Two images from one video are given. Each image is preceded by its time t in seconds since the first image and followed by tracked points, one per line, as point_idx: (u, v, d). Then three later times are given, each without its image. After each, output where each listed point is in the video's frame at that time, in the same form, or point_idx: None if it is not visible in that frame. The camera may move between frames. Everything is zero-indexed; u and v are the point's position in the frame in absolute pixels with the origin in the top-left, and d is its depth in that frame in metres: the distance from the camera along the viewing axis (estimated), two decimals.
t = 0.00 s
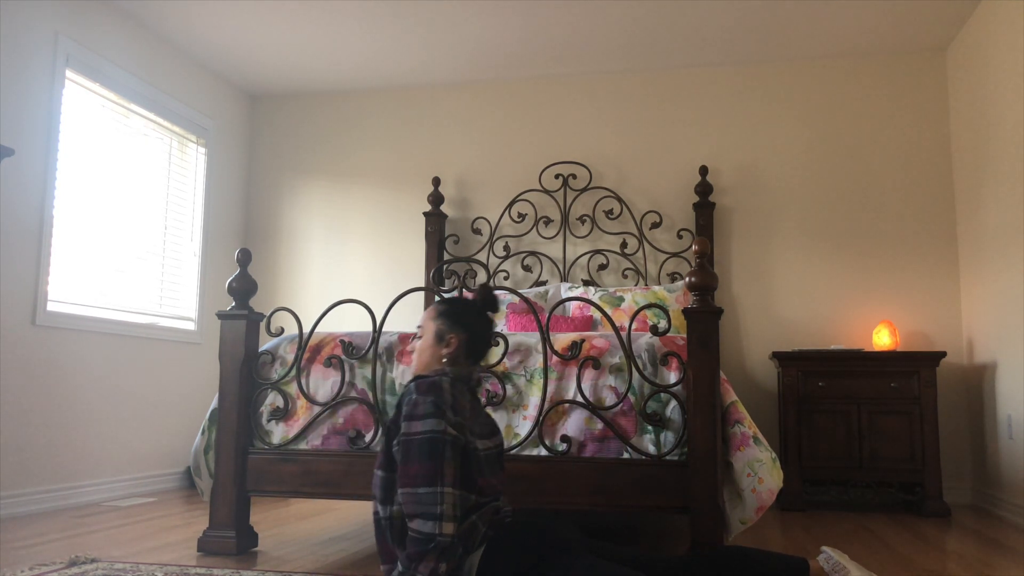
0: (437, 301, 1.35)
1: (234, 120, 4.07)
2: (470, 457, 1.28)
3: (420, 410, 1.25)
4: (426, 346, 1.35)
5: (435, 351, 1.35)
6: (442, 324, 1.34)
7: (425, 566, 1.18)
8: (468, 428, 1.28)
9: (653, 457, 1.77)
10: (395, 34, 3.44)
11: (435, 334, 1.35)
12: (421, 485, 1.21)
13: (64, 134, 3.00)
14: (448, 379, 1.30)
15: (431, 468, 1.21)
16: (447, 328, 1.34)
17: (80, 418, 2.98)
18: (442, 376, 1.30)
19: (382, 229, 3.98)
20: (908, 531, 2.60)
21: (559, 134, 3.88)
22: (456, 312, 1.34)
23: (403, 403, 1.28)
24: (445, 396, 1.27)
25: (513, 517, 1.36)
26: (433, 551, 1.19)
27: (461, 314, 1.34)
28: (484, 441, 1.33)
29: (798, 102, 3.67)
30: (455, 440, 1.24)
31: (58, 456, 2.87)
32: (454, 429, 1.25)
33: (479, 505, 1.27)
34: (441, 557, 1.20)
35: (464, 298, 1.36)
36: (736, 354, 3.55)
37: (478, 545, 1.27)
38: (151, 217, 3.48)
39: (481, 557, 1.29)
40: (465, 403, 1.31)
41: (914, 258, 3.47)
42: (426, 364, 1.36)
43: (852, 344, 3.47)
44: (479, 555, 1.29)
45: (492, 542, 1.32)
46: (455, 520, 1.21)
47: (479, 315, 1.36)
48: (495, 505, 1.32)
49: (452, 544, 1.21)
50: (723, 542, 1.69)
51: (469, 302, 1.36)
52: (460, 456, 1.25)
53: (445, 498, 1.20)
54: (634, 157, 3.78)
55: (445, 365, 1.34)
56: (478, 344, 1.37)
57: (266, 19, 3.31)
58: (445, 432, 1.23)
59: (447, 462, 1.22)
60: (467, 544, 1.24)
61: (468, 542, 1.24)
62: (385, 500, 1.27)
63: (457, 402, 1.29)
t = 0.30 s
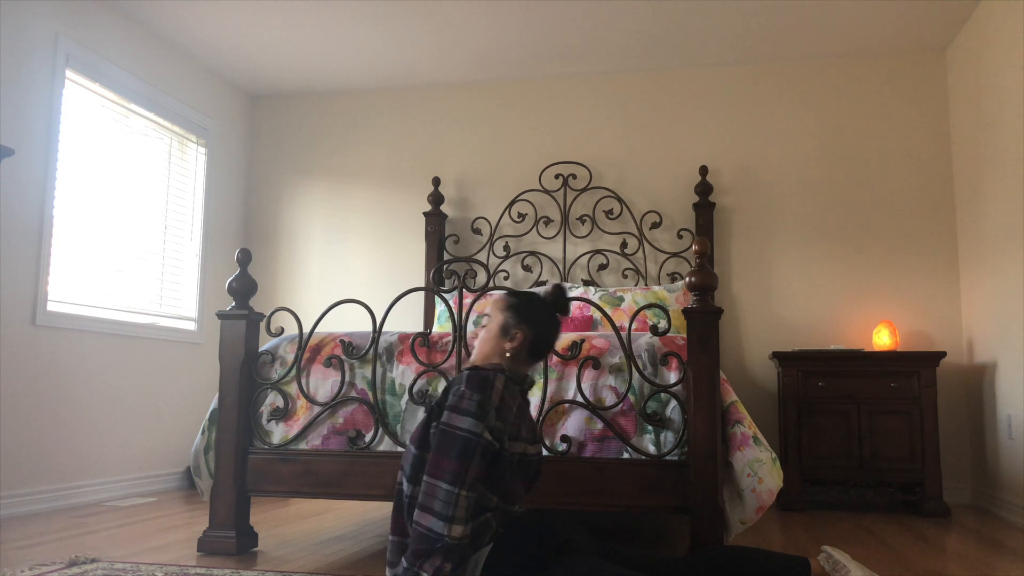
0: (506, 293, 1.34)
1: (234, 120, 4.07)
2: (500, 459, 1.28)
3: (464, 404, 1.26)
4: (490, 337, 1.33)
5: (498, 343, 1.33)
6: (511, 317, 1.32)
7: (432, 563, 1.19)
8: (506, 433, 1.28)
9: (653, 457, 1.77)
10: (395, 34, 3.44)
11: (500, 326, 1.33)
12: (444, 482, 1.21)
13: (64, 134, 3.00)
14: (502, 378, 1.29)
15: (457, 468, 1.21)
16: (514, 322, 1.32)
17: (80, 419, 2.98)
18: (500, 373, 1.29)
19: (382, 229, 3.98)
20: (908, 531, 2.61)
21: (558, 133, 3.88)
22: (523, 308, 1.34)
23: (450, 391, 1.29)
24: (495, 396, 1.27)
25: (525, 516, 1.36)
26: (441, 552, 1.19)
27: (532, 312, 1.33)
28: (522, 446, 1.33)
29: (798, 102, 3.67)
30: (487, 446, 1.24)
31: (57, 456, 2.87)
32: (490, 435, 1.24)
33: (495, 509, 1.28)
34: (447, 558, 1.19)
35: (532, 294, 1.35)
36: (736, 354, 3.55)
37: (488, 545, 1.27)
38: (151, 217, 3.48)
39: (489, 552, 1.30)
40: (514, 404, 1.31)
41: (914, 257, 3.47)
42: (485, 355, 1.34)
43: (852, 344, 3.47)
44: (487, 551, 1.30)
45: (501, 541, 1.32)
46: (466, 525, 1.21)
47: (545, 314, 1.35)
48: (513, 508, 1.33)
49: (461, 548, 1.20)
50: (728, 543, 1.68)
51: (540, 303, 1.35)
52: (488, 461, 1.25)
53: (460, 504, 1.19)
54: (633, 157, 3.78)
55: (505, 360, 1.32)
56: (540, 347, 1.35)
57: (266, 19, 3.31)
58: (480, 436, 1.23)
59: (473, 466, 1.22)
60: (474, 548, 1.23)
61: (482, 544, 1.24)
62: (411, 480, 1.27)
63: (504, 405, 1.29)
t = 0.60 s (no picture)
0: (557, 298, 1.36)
1: (234, 120, 4.07)
2: (513, 468, 1.29)
3: (486, 410, 1.26)
4: (532, 337, 1.35)
5: (541, 344, 1.35)
6: (557, 322, 1.34)
7: (433, 562, 1.21)
8: (524, 444, 1.29)
9: (653, 457, 1.77)
10: (395, 34, 3.44)
11: (545, 329, 1.35)
12: (457, 486, 1.22)
13: (64, 134, 3.00)
14: (530, 385, 1.31)
15: (472, 475, 1.22)
16: (558, 327, 1.34)
17: (80, 419, 2.98)
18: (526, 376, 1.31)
19: (382, 229, 3.98)
20: (908, 531, 2.61)
21: (558, 133, 3.88)
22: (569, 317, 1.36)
23: (473, 392, 1.29)
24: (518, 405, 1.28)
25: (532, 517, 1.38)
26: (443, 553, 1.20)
27: (579, 324, 1.35)
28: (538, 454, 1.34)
29: (798, 101, 3.67)
30: (502, 457, 1.25)
31: (58, 456, 2.87)
32: (507, 446, 1.25)
33: (505, 511, 1.28)
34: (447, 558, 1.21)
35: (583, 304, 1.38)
36: (736, 354, 3.55)
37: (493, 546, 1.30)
38: (151, 217, 3.48)
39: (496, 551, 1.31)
40: (539, 412, 1.32)
41: (914, 258, 3.47)
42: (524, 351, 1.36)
43: (852, 344, 3.47)
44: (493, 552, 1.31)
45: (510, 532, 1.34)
46: (471, 530, 1.22)
47: (591, 327, 1.37)
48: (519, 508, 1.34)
49: (463, 551, 1.22)
50: (730, 543, 1.67)
51: (589, 317, 1.36)
52: (501, 470, 1.26)
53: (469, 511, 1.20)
54: (633, 157, 3.78)
55: (539, 364, 1.34)
56: (577, 361, 1.37)
57: (266, 19, 3.31)
58: (497, 448, 1.24)
59: (487, 475, 1.23)
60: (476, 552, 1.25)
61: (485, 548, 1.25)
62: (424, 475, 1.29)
63: (525, 414, 1.29)
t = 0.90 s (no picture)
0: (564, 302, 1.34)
1: (234, 120, 4.07)
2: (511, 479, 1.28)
3: (485, 424, 1.25)
4: (536, 341, 1.34)
5: (545, 349, 1.33)
6: (563, 328, 1.32)
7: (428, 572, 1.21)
8: (523, 458, 1.28)
9: (653, 457, 1.77)
10: (395, 34, 3.44)
11: (551, 334, 1.33)
12: (452, 499, 1.22)
13: (64, 134, 3.00)
14: (532, 394, 1.29)
15: (468, 489, 1.22)
16: (564, 334, 1.32)
17: (80, 418, 2.98)
18: (529, 383, 1.29)
19: (382, 229, 3.98)
20: (907, 531, 2.60)
21: (558, 133, 3.88)
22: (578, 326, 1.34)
23: (473, 402, 1.28)
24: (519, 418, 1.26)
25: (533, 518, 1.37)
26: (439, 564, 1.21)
27: (586, 331, 1.33)
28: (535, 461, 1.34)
29: (798, 102, 3.67)
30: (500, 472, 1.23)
31: (58, 457, 2.87)
32: (505, 462, 1.24)
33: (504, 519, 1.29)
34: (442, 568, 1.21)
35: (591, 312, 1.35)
36: (736, 354, 3.55)
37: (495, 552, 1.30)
38: (151, 217, 3.48)
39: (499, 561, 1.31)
40: (539, 423, 1.31)
41: (914, 257, 3.47)
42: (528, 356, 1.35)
43: (852, 344, 3.47)
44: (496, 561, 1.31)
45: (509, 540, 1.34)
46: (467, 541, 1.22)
47: (598, 333, 1.34)
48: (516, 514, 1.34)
49: (458, 563, 1.22)
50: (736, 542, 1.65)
51: (596, 325, 1.34)
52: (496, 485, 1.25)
53: (463, 526, 1.20)
54: (633, 157, 3.78)
55: (542, 370, 1.33)
56: (583, 368, 1.35)
57: (266, 19, 3.31)
58: (494, 464, 1.22)
59: (483, 491, 1.22)
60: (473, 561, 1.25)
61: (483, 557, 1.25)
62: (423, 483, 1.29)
63: (526, 427, 1.28)
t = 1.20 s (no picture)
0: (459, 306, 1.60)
1: (234, 120, 4.07)
2: (485, 486, 1.38)
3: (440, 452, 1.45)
4: (483, 349, 1.52)
5: (480, 343, 1.52)
6: (493, 328, 1.55)
7: None
8: (486, 464, 1.40)
9: (654, 456, 1.74)
10: (395, 34, 3.44)
11: (489, 339, 1.54)
12: (435, 523, 1.40)
13: (64, 133, 3.00)
14: (484, 406, 1.48)
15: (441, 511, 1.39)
16: (498, 331, 1.56)
17: (80, 418, 2.98)
18: (491, 391, 1.50)
19: (382, 229, 3.98)
20: (907, 531, 2.60)
21: (558, 133, 3.88)
22: (491, 312, 1.56)
23: (427, 436, 1.50)
24: (468, 434, 1.44)
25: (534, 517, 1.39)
26: None
27: (501, 318, 1.59)
28: (523, 472, 1.39)
29: (798, 102, 3.67)
30: (461, 484, 1.39)
31: (58, 457, 2.87)
32: (461, 477, 1.39)
33: (497, 525, 1.36)
34: None
35: (490, 299, 1.59)
36: (736, 354, 3.55)
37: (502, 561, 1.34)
38: (151, 217, 3.48)
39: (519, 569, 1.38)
40: (499, 430, 1.43)
41: (914, 258, 3.47)
42: (484, 360, 1.52)
43: (852, 344, 3.47)
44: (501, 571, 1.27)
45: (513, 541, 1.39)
46: (460, 557, 1.34)
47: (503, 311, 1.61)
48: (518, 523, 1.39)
49: None
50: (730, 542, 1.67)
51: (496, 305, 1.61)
52: (468, 498, 1.38)
53: (444, 542, 1.36)
54: (634, 157, 3.78)
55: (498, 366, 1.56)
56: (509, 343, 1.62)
57: (266, 19, 3.30)
58: (450, 478, 1.40)
59: (454, 507, 1.38)
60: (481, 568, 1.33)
61: (485, 564, 1.33)
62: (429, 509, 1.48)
63: (480, 437, 1.42)
